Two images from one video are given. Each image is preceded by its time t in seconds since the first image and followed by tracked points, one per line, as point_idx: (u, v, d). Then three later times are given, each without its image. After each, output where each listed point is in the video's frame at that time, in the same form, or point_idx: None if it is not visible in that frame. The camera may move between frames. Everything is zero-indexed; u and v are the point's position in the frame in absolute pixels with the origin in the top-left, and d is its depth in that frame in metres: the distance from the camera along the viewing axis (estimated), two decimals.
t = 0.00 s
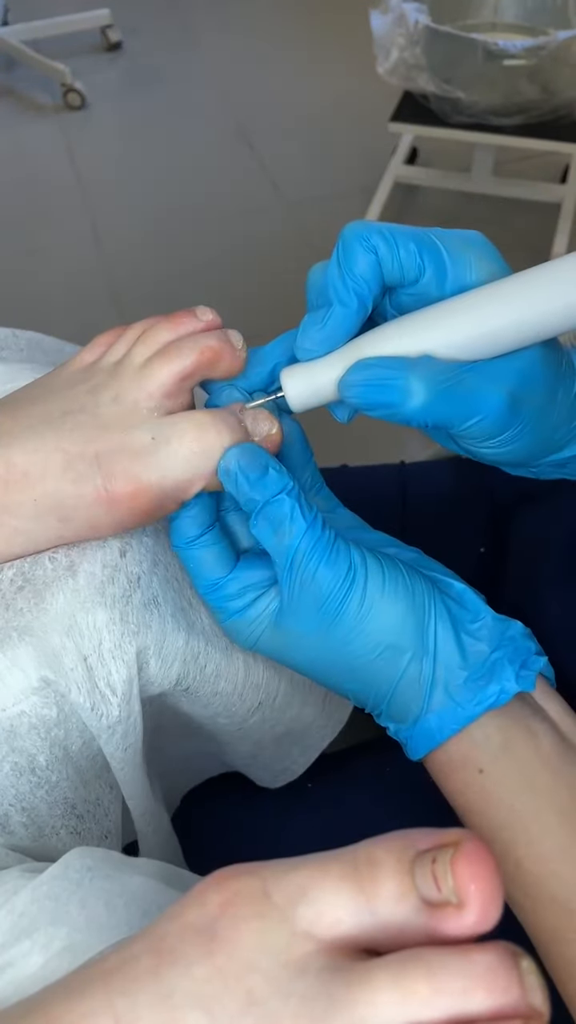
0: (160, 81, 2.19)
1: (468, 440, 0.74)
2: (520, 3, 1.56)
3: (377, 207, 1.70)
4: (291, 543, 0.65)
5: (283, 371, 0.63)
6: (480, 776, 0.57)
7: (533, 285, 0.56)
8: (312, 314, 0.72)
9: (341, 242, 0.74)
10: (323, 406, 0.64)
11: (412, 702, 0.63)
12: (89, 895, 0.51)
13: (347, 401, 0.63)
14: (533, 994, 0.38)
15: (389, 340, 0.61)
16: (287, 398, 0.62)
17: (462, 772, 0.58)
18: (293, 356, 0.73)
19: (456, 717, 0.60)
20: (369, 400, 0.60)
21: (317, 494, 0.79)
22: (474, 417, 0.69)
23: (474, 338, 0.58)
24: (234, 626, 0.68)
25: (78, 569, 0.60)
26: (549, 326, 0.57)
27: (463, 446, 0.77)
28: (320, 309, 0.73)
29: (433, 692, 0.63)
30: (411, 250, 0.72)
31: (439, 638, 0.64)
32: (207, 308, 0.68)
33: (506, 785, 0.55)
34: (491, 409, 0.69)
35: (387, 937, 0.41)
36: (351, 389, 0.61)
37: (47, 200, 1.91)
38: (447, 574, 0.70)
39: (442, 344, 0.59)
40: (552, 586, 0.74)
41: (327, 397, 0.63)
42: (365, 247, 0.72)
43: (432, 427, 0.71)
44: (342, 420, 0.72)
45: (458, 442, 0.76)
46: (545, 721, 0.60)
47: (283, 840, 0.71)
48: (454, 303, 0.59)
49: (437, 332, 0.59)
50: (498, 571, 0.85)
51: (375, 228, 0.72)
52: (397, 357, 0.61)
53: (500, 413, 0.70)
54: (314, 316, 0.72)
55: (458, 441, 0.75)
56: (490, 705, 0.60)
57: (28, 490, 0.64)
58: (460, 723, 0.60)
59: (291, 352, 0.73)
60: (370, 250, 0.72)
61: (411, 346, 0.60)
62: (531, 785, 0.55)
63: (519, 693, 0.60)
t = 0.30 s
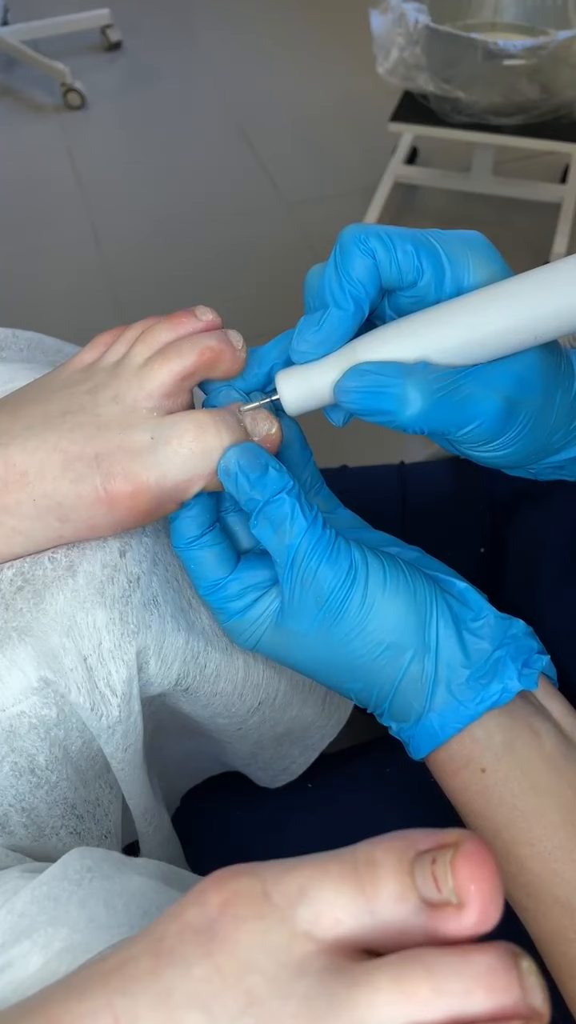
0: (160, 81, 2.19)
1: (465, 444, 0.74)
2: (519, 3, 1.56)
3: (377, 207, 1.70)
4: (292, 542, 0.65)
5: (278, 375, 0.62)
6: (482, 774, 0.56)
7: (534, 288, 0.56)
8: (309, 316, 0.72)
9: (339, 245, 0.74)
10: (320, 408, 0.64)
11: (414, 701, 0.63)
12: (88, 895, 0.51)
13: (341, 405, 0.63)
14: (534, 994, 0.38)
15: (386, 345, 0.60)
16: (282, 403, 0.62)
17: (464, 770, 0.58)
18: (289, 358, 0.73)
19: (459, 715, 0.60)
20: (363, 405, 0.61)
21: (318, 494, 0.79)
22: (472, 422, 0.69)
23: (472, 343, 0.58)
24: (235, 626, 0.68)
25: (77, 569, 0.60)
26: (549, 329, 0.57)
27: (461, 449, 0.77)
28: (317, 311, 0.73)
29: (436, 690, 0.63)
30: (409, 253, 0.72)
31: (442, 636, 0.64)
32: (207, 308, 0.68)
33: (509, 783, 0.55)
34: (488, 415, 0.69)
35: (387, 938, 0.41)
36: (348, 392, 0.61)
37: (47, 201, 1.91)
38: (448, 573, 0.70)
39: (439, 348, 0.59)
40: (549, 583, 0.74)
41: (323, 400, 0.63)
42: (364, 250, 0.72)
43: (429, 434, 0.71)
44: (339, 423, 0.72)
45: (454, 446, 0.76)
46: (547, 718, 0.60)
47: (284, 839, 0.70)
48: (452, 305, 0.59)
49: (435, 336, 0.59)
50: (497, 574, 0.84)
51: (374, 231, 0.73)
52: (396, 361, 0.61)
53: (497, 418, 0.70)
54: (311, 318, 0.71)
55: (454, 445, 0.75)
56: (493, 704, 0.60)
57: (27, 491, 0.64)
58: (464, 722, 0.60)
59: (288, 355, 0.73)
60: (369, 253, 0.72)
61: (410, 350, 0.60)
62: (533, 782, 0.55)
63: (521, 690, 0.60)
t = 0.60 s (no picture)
0: (160, 81, 2.19)
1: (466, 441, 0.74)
2: (520, 3, 1.56)
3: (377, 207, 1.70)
4: (292, 541, 0.65)
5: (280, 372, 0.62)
6: (484, 773, 0.56)
7: (534, 285, 0.56)
8: (310, 315, 0.72)
9: (341, 243, 0.74)
10: (322, 405, 0.64)
11: (416, 699, 0.63)
12: (88, 895, 0.51)
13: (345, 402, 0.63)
14: (533, 994, 0.38)
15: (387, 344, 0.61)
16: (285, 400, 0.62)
17: (466, 769, 0.58)
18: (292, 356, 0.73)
19: (460, 715, 0.60)
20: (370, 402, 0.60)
21: (318, 494, 0.79)
22: (477, 419, 0.69)
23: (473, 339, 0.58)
24: (237, 627, 0.68)
25: (77, 569, 0.60)
26: (549, 324, 0.57)
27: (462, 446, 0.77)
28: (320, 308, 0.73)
29: (437, 688, 0.63)
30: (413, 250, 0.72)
31: (444, 635, 0.64)
32: (207, 308, 0.68)
33: (511, 782, 0.55)
34: (492, 410, 0.69)
35: (387, 938, 0.41)
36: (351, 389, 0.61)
37: (47, 201, 1.91)
38: (449, 572, 0.70)
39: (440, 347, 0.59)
40: (549, 582, 0.74)
41: (327, 397, 0.63)
42: (366, 247, 0.72)
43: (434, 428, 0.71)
44: (342, 421, 0.72)
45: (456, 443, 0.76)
46: (548, 717, 0.60)
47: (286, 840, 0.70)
48: (451, 303, 0.59)
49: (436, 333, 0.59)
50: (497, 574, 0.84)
51: (376, 228, 0.72)
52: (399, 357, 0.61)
53: (501, 414, 0.70)
54: (313, 316, 0.71)
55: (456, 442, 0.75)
56: (495, 703, 0.60)
57: (27, 490, 0.64)
58: (466, 720, 0.60)
59: (288, 353, 0.73)
60: (371, 251, 0.72)
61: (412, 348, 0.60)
62: (535, 781, 0.55)
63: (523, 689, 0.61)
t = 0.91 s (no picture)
0: (160, 81, 2.19)
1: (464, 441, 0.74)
2: (520, 3, 1.56)
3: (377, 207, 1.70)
4: (292, 539, 0.65)
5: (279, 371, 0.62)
6: (486, 770, 0.56)
7: (533, 282, 0.56)
8: (308, 313, 0.72)
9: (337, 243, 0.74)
10: (320, 404, 0.64)
11: (418, 695, 0.63)
12: (88, 895, 0.51)
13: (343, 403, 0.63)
14: (533, 994, 0.38)
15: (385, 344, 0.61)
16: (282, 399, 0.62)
17: (468, 766, 0.58)
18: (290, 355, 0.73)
19: (463, 710, 0.60)
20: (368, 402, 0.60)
21: (318, 493, 0.79)
22: (474, 421, 0.69)
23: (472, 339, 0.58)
24: (236, 626, 0.68)
25: (77, 569, 0.60)
26: (547, 325, 0.57)
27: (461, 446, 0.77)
28: (315, 308, 0.73)
29: (439, 684, 0.63)
30: (407, 251, 0.72)
31: (445, 632, 0.64)
32: (207, 307, 0.68)
33: (513, 779, 0.55)
34: (488, 412, 0.69)
35: (386, 938, 0.41)
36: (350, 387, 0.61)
37: (47, 201, 1.91)
38: (449, 569, 0.70)
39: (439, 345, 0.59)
40: (550, 581, 0.74)
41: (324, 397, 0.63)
42: (362, 247, 0.72)
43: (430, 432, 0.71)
44: (338, 422, 0.71)
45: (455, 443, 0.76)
46: (549, 714, 0.60)
47: (284, 840, 0.70)
48: (450, 303, 0.59)
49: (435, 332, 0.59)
50: (497, 573, 0.84)
51: (372, 229, 0.72)
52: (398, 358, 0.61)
53: (499, 414, 0.70)
54: (310, 316, 0.71)
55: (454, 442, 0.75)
56: (497, 698, 0.60)
57: (27, 490, 0.64)
58: (468, 716, 0.59)
59: (286, 352, 0.73)
60: (367, 251, 0.72)
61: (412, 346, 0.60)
62: (536, 779, 0.55)
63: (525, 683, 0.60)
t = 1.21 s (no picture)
0: (160, 81, 2.19)
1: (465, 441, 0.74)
2: (520, 4, 1.56)
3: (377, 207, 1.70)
4: (294, 537, 0.65)
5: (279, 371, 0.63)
6: (489, 768, 0.56)
7: (534, 282, 0.56)
8: (310, 313, 0.72)
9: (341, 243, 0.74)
10: (320, 404, 0.64)
11: (420, 693, 0.63)
12: (88, 895, 0.51)
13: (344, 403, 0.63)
14: (533, 993, 0.38)
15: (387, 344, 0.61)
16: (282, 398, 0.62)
17: (470, 765, 0.58)
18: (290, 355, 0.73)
19: (465, 708, 0.60)
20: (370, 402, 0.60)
21: (319, 492, 0.79)
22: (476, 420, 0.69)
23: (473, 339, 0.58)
24: (238, 625, 0.68)
25: (77, 569, 0.60)
26: (548, 325, 0.57)
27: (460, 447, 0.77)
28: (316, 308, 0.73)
29: (441, 682, 0.63)
30: (411, 251, 0.72)
31: (446, 630, 0.65)
32: (206, 307, 0.68)
33: (516, 778, 0.55)
34: (490, 411, 0.69)
35: (385, 938, 0.41)
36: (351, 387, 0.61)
37: (47, 201, 1.91)
38: (450, 568, 0.71)
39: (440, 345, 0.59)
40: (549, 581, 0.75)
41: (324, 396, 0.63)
42: (365, 248, 0.73)
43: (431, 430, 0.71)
44: (338, 421, 0.72)
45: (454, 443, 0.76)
46: (551, 713, 0.60)
47: (284, 840, 0.70)
48: (451, 302, 0.59)
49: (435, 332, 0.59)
50: (497, 573, 0.84)
51: (376, 231, 0.73)
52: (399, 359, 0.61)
53: (499, 414, 0.70)
54: (312, 316, 0.71)
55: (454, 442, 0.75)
56: (500, 696, 0.60)
57: (27, 489, 0.64)
58: (471, 713, 0.59)
59: (287, 352, 0.73)
60: (371, 252, 0.73)
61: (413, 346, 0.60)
62: (539, 777, 0.55)
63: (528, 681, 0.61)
